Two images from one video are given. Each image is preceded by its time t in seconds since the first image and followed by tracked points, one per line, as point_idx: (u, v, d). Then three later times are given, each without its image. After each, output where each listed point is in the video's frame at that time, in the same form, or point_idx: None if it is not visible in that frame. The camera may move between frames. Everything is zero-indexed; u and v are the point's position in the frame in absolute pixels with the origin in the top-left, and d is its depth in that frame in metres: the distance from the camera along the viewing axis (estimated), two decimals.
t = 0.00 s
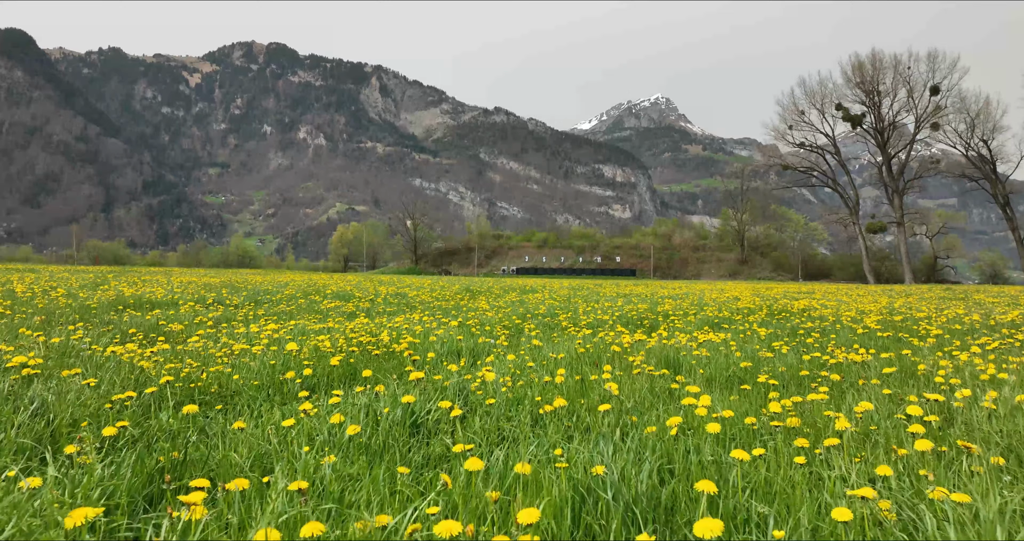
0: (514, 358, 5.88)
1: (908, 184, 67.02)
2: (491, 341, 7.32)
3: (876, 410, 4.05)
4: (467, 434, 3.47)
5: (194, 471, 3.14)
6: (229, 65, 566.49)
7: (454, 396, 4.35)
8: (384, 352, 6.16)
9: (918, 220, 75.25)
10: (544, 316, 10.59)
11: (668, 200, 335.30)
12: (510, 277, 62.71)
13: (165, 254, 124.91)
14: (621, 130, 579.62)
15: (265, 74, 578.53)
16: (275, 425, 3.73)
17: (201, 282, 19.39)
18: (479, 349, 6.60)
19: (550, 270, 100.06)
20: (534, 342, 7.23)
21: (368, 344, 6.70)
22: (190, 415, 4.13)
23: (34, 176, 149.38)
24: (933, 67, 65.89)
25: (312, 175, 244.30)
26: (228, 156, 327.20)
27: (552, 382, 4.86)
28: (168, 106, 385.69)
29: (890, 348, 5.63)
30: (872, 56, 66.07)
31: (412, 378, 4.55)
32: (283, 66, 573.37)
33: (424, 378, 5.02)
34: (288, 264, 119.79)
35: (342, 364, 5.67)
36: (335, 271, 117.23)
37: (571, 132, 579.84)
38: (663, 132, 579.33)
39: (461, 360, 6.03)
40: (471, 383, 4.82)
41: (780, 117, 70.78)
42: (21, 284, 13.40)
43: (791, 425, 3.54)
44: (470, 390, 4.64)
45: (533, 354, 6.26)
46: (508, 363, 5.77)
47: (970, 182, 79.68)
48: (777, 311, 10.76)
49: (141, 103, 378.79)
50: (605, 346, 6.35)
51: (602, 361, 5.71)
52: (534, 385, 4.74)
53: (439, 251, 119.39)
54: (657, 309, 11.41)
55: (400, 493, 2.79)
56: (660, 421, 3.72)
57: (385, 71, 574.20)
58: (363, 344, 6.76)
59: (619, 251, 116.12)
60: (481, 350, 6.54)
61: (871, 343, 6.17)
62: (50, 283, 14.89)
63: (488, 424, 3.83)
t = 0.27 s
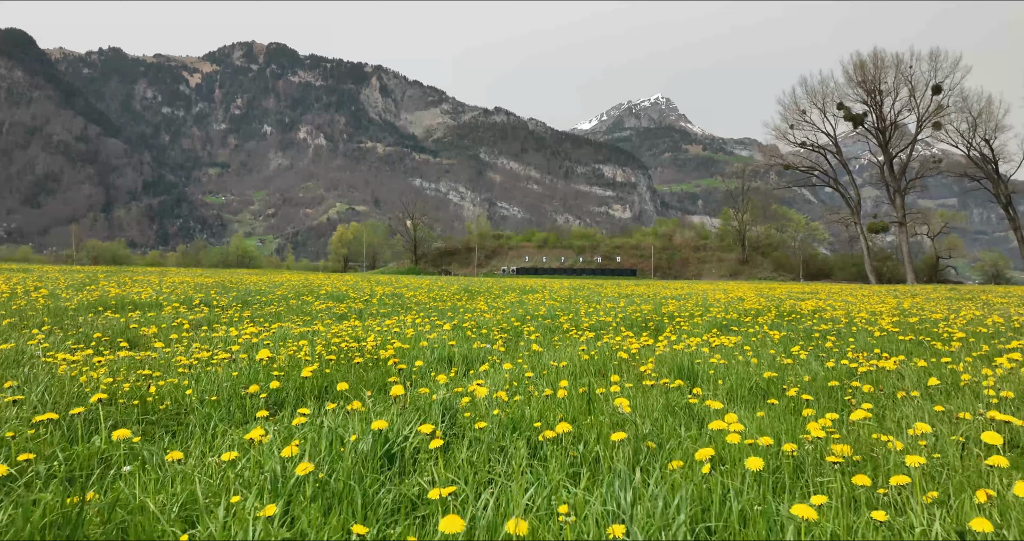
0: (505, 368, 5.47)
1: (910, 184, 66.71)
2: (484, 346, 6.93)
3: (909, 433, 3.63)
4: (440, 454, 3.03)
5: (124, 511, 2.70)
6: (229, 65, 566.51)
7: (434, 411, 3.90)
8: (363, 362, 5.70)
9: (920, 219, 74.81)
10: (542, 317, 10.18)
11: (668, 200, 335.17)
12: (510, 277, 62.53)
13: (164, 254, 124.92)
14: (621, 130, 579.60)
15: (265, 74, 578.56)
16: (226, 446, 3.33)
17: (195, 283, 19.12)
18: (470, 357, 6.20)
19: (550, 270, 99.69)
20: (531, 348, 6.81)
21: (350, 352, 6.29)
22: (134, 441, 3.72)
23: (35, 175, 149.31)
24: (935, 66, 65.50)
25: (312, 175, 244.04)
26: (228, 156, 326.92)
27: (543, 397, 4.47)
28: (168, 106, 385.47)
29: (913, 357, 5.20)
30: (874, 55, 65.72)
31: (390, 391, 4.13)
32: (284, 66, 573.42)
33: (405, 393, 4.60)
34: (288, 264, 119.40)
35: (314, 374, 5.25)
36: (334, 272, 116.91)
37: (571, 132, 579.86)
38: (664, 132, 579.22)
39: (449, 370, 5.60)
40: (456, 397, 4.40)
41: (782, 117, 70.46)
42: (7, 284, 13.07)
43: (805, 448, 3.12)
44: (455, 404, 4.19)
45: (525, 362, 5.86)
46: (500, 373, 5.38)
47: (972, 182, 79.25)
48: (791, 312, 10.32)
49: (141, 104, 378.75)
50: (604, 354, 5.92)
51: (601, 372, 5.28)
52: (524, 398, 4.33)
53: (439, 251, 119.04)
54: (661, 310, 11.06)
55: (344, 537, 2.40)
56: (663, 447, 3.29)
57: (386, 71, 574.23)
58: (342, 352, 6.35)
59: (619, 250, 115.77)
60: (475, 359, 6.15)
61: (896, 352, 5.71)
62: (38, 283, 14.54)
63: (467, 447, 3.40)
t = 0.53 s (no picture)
0: (500, 379, 5.07)
1: (912, 184, 66.34)
2: (478, 352, 6.52)
3: (950, 459, 3.22)
4: (415, 489, 2.62)
5: None
6: (229, 65, 566.71)
7: (415, 434, 3.47)
8: (346, 372, 5.28)
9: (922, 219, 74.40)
10: (542, 319, 9.82)
11: (669, 200, 335.03)
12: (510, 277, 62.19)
13: (163, 254, 124.72)
14: (622, 130, 579.61)
15: (266, 74, 578.53)
16: (173, 478, 2.92)
17: (189, 283, 18.82)
18: (462, 366, 5.78)
19: (550, 270, 99.37)
20: (527, 354, 6.41)
21: (334, 362, 5.86)
22: (77, 466, 3.35)
23: (35, 175, 149.12)
24: (937, 65, 65.17)
25: (312, 175, 243.94)
26: (228, 156, 326.85)
27: (539, 413, 4.09)
28: (169, 106, 385.47)
29: (943, 369, 4.78)
30: (876, 54, 65.40)
31: (365, 409, 3.73)
32: (284, 66, 573.54)
33: (386, 410, 4.20)
34: (288, 264, 119.16)
35: (290, 387, 4.83)
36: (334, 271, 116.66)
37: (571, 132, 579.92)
38: (664, 132, 579.12)
39: (440, 381, 5.19)
40: (441, 415, 3.98)
41: (783, 116, 70.12)
42: None
43: (836, 482, 2.71)
44: (441, 423, 3.78)
45: (522, 372, 5.45)
46: (493, 384, 4.99)
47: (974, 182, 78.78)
48: (801, 314, 9.92)
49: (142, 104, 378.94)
50: (605, 363, 5.52)
51: (602, 386, 4.89)
52: (517, 416, 3.93)
53: (439, 251, 118.73)
54: (666, 311, 10.69)
55: None
56: (671, 479, 2.88)
57: (386, 71, 574.16)
58: (326, 361, 5.95)
59: (620, 250, 115.46)
60: (468, 367, 5.74)
61: (923, 361, 5.28)
62: (27, 283, 14.22)
63: (450, 477, 2.98)
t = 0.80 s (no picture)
0: (494, 391, 4.72)
1: (914, 183, 65.95)
2: (472, 361, 6.14)
3: (1019, 508, 2.68)
4: None
5: None
6: (230, 65, 566.74)
7: (390, 464, 3.09)
8: (328, 384, 4.90)
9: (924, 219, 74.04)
10: (541, 321, 9.48)
11: (669, 200, 334.80)
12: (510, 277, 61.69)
13: (162, 254, 124.29)
14: (623, 130, 579.75)
15: (266, 74, 578.69)
16: (104, 521, 2.56)
17: (181, 283, 18.46)
18: (453, 375, 5.39)
19: (551, 270, 98.96)
20: (524, 361, 6.05)
21: (317, 373, 5.47)
22: None
23: (35, 175, 148.67)
24: (940, 64, 64.83)
25: (313, 175, 243.74)
26: (228, 156, 326.73)
27: (535, 436, 3.72)
28: (169, 106, 385.30)
29: (975, 385, 4.40)
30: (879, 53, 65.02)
31: (337, 433, 3.35)
32: (285, 66, 573.38)
33: (364, 433, 3.84)
34: (288, 264, 118.98)
35: (263, 401, 4.46)
36: (334, 272, 116.47)
37: (572, 132, 580.02)
38: (665, 132, 579.33)
39: (428, 393, 4.82)
40: (425, 438, 3.60)
41: (784, 116, 69.81)
42: None
43: (876, 528, 2.32)
44: (425, 448, 3.39)
45: (518, 384, 5.09)
46: (488, 398, 4.60)
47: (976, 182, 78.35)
48: (813, 317, 9.53)
49: (142, 104, 378.86)
50: (607, 374, 5.14)
51: (605, 399, 4.51)
52: (509, 442, 3.55)
53: (439, 251, 118.27)
54: (669, 314, 10.35)
55: None
56: (682, 520, 2.51)
57: (386, 71, 573.81)
58: (309, 371, 5.58)
59: (620, 250, 115.03)
60: (459, 377, 5.37)
61: (955, 377, 4.88)
62: (15, 283, 13.83)
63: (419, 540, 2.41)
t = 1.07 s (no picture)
0: (487, 408, 4.37)
1: (916, 183, 65.59)
2: (465, 370, 5.79)
3: None
4: None
5: None
6: (230, 65, 566.78)
7: (359, 506, 2.71)
8: (305, 399, 4.51)
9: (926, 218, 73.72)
10: (541, 323, 9.16)
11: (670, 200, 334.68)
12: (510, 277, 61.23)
13: (161, 254, 123.87)
14: (623, 130, 579.63)
15: (267, 74, 578.55)
16: None
17: (174, 281, 18.13)
18: (444, 385, 5.04)
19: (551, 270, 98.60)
20: (522, 370, 5.70)
21: (299, 387, 5.10)
22: None
23: (35, 175, 148.33)
24: (942, 63, 64.53)
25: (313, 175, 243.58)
26: (228, 156, 326.50)
27: (530, 466, 3.36)
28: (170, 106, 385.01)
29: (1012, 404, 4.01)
30: (880, 52, 64.72)
31: (301, 466, 3.01)
32: (285, 66, 573.21)
33: (340, 461, 3.48)
34: (288, 264, 118.65)
35: (233, 423, 4.11)
36: (334, 271, 116.17)
37: (572, 132, 579.97)
38: (666, 131, 579.24)
39: (416, 410, 4.47)
40: (404, 469, 3.24)
41: (785, 115, 69.48)
42: None
43: None
44: (401, 485, 3.04)
45: (514, 399, 4.74)
46: (480, 416, 4.23)
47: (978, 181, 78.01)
48: (825, 319, 9.21)
49: (142, 104, 378.76)
50: (610, 388, 4.78)
51: (608, 417, 4.15)
52: (501, 474, 3.17)
53: (439, 251, 117.92)
54: (674, 315, 10.01)
55: None
56: None
57: (386, 70, 573.72)
58: (289, 385, 5.21)
59: (621, 250, 114.68)
60: (451, 387, 5.01)
61: (987, 392, 4.54)
62: None
63: None
